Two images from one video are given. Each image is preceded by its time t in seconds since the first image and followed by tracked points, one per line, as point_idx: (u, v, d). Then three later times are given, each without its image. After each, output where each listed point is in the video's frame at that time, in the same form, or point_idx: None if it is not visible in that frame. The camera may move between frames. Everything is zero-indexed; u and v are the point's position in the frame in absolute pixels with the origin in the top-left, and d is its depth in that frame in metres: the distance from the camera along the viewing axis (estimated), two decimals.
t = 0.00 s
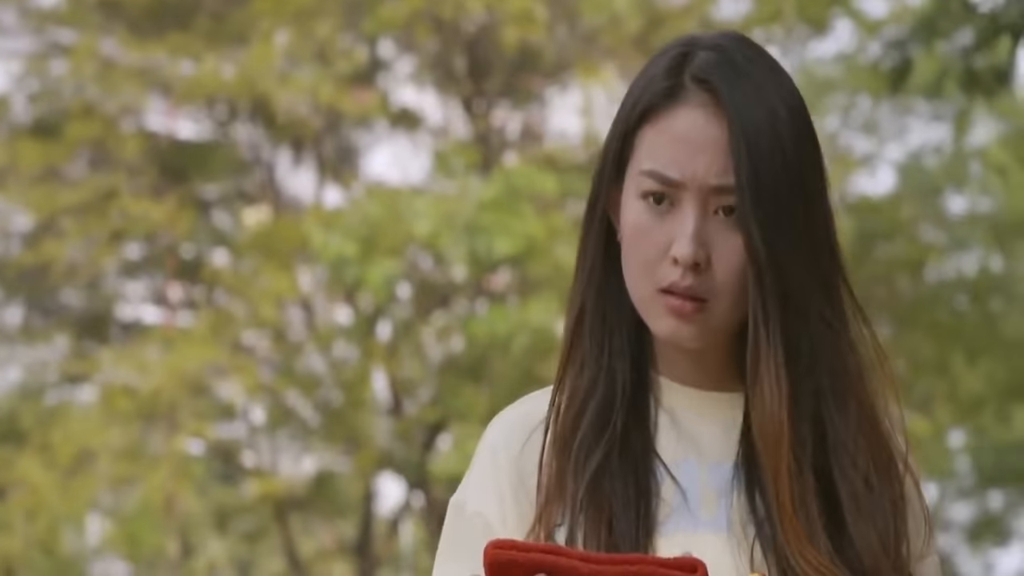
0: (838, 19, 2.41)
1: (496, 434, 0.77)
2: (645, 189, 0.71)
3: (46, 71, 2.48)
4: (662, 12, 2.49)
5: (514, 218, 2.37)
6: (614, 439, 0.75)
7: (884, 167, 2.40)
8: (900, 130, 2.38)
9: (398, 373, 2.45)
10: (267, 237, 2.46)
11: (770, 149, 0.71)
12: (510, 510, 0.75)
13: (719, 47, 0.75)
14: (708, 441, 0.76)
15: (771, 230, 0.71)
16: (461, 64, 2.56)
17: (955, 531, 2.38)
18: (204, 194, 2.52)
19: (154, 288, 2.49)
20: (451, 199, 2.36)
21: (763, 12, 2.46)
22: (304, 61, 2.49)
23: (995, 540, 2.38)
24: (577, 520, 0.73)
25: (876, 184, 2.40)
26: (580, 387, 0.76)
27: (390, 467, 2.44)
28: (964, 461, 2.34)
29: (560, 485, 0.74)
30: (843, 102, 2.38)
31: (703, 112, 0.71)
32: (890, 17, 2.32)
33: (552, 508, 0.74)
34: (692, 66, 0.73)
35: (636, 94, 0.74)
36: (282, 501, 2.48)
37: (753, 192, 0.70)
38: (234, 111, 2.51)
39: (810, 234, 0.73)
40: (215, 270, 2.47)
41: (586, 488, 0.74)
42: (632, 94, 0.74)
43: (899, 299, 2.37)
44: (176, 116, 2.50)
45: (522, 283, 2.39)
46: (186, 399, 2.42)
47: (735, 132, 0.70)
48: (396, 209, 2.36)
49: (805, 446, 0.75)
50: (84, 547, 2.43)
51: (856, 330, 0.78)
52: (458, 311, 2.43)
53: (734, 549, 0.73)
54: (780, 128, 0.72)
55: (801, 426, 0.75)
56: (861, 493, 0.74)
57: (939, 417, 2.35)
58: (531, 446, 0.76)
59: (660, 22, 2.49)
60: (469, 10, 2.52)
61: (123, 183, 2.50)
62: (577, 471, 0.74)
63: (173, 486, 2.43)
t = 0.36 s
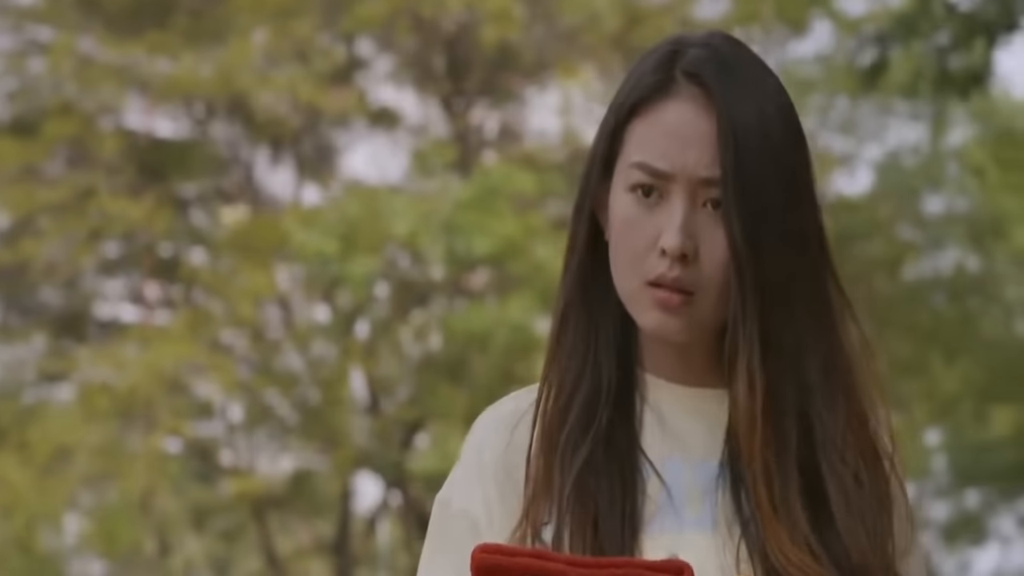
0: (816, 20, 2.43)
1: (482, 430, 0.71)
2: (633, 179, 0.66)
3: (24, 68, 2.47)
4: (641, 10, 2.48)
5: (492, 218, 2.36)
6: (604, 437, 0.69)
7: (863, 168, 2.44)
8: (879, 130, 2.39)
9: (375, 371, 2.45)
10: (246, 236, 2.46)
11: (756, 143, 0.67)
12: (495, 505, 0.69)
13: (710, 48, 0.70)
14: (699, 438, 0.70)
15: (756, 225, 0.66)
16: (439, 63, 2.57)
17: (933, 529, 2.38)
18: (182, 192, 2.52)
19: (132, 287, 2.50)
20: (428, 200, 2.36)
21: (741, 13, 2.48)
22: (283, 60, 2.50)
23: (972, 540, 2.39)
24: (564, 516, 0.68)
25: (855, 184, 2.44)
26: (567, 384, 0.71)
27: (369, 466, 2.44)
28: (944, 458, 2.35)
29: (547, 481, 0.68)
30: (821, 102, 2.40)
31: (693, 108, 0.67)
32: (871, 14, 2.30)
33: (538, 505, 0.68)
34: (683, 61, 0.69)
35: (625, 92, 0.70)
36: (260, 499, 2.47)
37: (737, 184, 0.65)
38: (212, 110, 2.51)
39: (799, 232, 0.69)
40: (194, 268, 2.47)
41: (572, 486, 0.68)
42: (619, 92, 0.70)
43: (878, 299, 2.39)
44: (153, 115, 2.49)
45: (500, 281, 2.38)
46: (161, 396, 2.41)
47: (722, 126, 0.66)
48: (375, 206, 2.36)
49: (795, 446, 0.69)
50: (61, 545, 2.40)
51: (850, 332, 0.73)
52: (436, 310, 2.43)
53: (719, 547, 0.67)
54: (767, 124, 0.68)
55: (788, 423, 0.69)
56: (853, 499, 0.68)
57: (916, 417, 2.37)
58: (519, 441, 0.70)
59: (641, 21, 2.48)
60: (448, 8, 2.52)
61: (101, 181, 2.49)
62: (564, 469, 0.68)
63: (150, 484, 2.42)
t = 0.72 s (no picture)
0: (808, 22, 2.41)
1: (477, 431, 0.71)
2: (629, 179, 0.66)
3: (15, 68, 2.47)
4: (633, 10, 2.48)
5: (484, 218, 2.40)
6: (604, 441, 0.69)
7: (854, 167, 2.41)
8: (869, 131, 2.39)
9: (366, 371, 2.45)
10: (237, 233, 2.45)
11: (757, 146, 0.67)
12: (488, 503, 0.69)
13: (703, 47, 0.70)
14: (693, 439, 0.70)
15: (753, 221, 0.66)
16: (430, 62, 2.55)
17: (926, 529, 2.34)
18: (172, 192, 2.49)
19: (123, 287, 2.48)
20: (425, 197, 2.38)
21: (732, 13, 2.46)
22: (275, 59, 2.49)
23: (962, 540, 2.37)
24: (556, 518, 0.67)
25: (846, 185, 2.41)
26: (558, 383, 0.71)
27: (360, 467, 2.43)
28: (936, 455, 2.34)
29: (542, 482, 0.68)
30: (812, 103, 2.40)
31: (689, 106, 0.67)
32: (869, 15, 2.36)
33: (534, 505, 0.68)
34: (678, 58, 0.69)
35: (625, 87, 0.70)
36: (251, 496, 2.44)
37: (731, 182, 0.65)
38: (203, 110, 2.48)
39: (794, 225, 0.68)
40: (185, 268, 2.46)
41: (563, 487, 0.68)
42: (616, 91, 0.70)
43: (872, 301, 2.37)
44: (145, 115, 2.47)
45: (491, 281, 2.39)
46: (151, 394, 2.41)
47: (720, 124, 0.66)
48: (368, 207, 2.38)
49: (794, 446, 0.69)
50: (52, 546, 2.41)
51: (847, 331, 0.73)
52: (427, 309, 2.44)
53: (716, 548, 0.67)
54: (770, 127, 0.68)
55: (787, 420, 0.69)
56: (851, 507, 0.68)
57: (909, 417, 2.35)
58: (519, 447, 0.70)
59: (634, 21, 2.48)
60: (441, 8, 2.52)
61: (91, 181, 2.47)
62: (559, 471, 0.68)
63: (142, 484, 2.42)
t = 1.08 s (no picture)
0: (821, 24, 2.45)
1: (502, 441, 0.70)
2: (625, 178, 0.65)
3: (34, 70, 2.44)
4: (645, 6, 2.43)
5: (499, 213, 2.39)
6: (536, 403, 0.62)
7: (874, 167, 2.41)
8: (886, 129, 2.42)
9: (387, 372, 2.42)
10: (252, 236, 2.44)
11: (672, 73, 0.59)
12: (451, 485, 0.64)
13: None
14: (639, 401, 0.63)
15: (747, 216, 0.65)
16: (449, 60, 2.47)
17: (943, 530, 2.38)
18: (190, 193, 2.45)
19: (143, 288, 2.43)
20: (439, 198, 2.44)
21: (747, 13, 2.42)
22: (296, 64, 2.46)
23: (986, 540, 2.40)
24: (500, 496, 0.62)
25: (864, 184, 2.40)
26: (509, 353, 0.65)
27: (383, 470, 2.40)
28: (943, 455, 2.38)
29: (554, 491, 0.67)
30: (827, 102, 2.41)
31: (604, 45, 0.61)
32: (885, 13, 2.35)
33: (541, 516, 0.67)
34: None
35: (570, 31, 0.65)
36: (274, 501, 2.40)
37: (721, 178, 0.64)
38: (221, 110, 2.46)
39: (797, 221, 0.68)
40: (202, 269, 2.44)
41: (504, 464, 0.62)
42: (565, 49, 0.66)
43: (884, 302, 2.39)
44: (165, 115, 2.46)
45: (510, 281, 2.39)
46: (173, 398, 2.41)
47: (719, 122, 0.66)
48: (387, 203, 2.44)
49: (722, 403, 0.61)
50: (67, 543, 2.39)
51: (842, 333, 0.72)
52: (449, 309, 2.42)
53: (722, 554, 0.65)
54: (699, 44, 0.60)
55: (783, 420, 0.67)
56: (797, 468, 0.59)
57: (929, 417, 2.39)
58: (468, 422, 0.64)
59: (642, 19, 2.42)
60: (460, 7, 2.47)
61: (110, 182, 2.45)
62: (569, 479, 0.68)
63: (162, 485, 2.40)
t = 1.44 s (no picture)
0: (831, 23, 2.38)
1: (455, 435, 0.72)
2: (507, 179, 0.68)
3: (41, 73, 2.41)
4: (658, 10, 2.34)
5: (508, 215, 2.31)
6: (507, 436, 0.68)
7: (880, 167, 2.40)
8: (894, 130, 2.37)
9: (394, 376, 2.44)
10: (263, 240, 2.44)
11: (602, 125, 0.63)
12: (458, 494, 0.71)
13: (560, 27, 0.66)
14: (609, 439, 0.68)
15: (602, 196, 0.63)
16: (454, 65, 2.52)
17: (953, 532, 2.39)
18: (198, 195, 2.48)
19: (150, 290, 2.45)
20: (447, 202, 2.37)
21: (757, 13, 2.40)
22: (302, 66, 2.44)
23: (992, 543, 2.37)
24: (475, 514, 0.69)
25: (874, 186, 2.40)
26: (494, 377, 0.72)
27: (388, 469, 2.44)
28: (951, 454, 2.34)
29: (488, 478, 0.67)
30: (834, 102, 2.37)
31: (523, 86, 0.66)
32: (888, 16, 2.29)
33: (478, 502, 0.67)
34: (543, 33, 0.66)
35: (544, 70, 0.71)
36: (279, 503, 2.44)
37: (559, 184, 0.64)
38: (228, 112, 2.47)
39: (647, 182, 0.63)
40: (210, 272, 2.44)
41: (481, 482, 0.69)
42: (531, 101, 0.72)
43: (890, 301, 2.38)
44: (173, 118, 2.45)
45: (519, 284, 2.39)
46: (181, 399, 2.39)
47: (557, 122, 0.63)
48: (392, 211, 2.37)
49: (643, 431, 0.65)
50: (83, 545, 2.34)
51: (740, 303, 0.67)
52: (456, 311, 2.43)
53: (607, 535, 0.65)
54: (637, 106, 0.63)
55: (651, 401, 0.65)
56: (709, 491, 0.63)
57: (937, 419, 2.34)
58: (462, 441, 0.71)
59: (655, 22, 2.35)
60: (467, 8, 2.48)
61: (118, 185, 2.44)
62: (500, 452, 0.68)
63: (172, 487, 2.38)
